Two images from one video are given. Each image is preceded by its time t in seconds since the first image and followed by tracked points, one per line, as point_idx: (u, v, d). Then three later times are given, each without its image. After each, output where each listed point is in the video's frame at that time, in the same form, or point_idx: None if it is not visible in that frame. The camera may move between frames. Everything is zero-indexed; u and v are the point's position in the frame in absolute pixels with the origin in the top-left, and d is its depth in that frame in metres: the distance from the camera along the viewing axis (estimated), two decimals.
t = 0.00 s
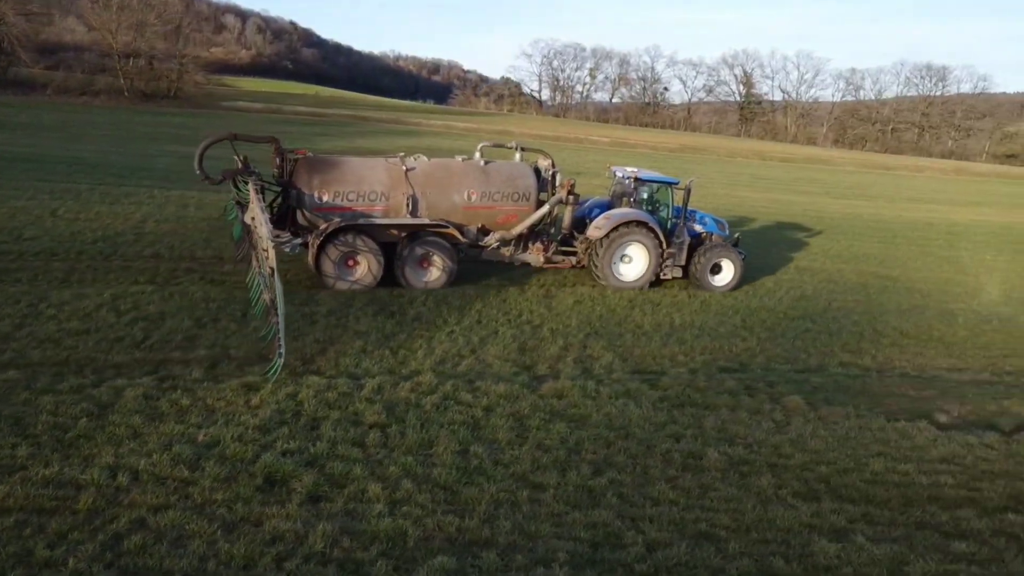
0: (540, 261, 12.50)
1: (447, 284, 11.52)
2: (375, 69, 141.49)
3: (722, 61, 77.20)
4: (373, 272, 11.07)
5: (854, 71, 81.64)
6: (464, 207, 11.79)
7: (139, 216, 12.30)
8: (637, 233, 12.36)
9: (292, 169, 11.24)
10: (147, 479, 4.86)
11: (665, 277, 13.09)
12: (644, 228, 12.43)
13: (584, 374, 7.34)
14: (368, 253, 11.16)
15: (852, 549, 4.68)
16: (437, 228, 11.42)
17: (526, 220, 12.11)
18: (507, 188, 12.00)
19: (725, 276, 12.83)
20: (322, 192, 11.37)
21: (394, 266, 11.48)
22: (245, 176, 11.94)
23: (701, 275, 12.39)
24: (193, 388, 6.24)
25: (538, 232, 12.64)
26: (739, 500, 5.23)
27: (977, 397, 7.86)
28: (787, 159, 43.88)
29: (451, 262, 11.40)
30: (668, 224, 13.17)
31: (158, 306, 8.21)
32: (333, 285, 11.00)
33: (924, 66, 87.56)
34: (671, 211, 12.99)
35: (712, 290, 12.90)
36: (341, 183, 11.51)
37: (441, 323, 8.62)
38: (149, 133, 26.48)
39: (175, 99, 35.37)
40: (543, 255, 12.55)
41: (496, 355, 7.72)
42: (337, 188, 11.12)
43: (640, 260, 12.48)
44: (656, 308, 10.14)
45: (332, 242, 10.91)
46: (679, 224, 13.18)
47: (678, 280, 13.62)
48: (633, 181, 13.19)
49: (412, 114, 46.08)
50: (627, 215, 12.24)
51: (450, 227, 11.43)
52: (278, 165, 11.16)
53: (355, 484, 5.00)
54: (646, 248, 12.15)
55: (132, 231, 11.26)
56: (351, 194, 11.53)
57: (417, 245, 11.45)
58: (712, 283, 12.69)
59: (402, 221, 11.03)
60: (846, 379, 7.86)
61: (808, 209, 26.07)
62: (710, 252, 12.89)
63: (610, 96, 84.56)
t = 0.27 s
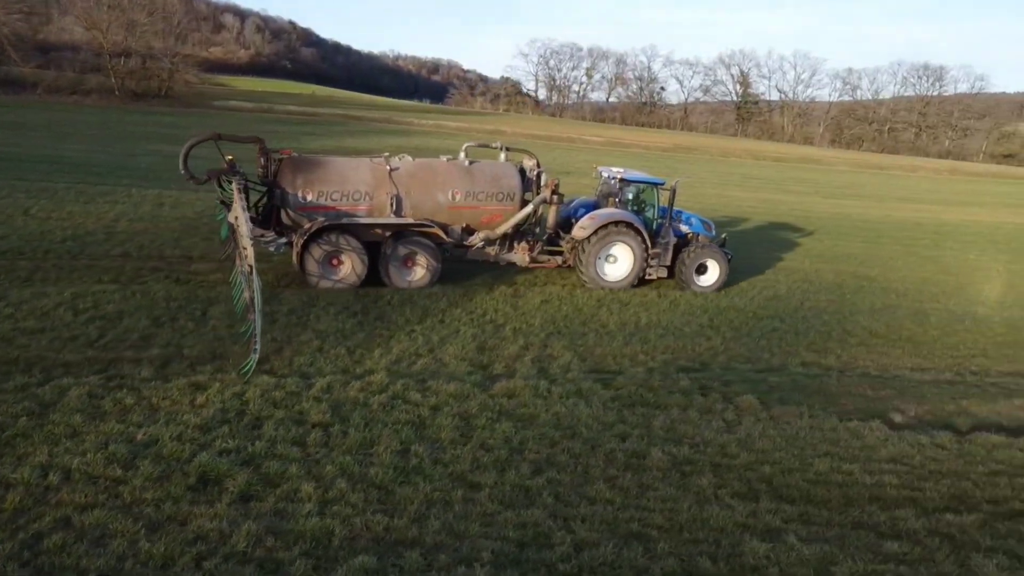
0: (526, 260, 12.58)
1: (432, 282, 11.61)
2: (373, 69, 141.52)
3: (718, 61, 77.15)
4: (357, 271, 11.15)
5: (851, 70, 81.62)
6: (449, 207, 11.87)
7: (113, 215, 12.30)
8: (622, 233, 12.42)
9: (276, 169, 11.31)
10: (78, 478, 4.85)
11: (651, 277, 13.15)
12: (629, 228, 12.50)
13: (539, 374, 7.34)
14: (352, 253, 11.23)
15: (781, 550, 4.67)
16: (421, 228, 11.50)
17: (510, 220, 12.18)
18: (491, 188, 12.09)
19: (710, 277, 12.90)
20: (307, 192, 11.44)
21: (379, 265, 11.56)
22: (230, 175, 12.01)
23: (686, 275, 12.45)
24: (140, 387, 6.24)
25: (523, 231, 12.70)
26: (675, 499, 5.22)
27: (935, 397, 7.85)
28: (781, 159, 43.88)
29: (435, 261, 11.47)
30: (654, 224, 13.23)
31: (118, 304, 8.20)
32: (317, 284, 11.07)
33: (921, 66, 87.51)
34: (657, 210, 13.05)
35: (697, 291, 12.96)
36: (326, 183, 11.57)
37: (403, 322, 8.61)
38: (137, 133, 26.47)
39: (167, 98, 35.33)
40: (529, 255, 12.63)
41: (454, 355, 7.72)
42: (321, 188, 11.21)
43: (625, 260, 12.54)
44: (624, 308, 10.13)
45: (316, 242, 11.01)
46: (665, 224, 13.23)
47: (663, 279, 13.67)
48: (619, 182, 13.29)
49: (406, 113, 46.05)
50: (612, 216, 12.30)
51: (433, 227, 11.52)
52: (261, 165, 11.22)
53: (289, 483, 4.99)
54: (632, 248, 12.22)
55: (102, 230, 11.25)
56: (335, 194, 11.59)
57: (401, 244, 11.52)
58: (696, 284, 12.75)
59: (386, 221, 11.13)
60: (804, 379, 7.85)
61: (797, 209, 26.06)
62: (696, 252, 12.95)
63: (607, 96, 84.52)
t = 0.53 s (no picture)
0: (512, 260, 12.60)
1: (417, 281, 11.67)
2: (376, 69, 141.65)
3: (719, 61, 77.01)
4: (341, 271, 11.22)
5: (853, 70, 81.39)
6: (434, 207, 11.89)
7: (88, 214, 12.33)
8: (608, 233, 12.45)
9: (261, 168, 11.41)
10: (6, 476, 4.86)
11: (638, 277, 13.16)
12: (614, 229, 12.54)
13: (492, 373, 7.33)
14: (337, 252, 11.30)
15: (705, 550, 4.66)
16: (405, 227, 11.57)
17: (495, 219, 12.18)
18: (476, 188, 12.09)
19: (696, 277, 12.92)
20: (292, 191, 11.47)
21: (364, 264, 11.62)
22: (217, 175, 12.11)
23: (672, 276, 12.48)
24: (85, 385, 6.25)
25: (510, 231, 12.70)
26: (607, 499, 5.21)
27: (893, 397, 7.83)
28: (778, 159, 43.79)
29: (419, 260, 11.53)
30: (641, 224, 13.23)
31: (78, 302, 8.22)
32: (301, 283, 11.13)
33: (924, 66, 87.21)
34: (644, 211, 13.06)
35: (684, 291, 12.99)
36: (311, 182, 11.60)
37: (363, 321, 8.62)
38: (129, 132, 26.52)
39: (162, 97, 35.36)
40: (515, 255, 12.64)
41: (410, 354, 7.72)
42: (306, 188, 11.31)
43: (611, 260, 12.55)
44: (591, 307, 10.12)
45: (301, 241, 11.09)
46: (652, 224, 13.24)
47: (650, 279, 13.70)
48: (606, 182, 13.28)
49: (403, 113, 46.08)
50: (597, 216, 12.34)
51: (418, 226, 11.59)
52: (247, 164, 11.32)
53: (218, 482, 4.99)
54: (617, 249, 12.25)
55: (75, 228, 11.28)
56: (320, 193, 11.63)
57: (385, 243, 11.58)
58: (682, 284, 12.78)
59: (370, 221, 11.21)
60: (761, 379, 7.83)
61: (789, 209, 26.00)
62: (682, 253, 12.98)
63: (607, 96, 84.42)
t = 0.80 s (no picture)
0: (495, 260, 12.58)
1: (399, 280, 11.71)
2: (378, 69, 141.79)
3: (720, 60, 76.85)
4: (322, 270, 11.25)
5: (854, 69, 81.17)
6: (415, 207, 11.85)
7: (60, 212, 12.35)
8: (590, 233, 12.42)
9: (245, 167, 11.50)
10: None
11: (621, 277, 13.13)
12: (597, 229, 12.51)
13: (439, 372, 7.33)
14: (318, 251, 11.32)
15: (620, 549, 4.66)
16: (387, 227, 11.59)
17: (477, 219, 12.13)
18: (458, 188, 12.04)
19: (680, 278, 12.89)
20: (273, 191, 11.48)
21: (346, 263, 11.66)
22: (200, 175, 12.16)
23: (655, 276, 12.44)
24: (24, 383, 6.26)
25: (493, 230, 12.70)
26: (532, 498, 5.20)
27: (846, 397, 7.81)
28: (775, 159, 43.67)
29: (401, 258, 11.56)
30: (624, 225, 13.21)
31: (34, 301, 8.24)
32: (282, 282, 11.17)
33: (927, 65, 86.83)
34: (627, 211, 13.04)
35: (667, 291, 12.96)
36: (292, 181, 11.58)
37: (320, 319, 8.63)
38: (120, 131, 26.57)
39: (157, 97, 35.40)
40: (499, 254, 12.63)
41: (361, 353, 7.72)
42: (287, 187, 11.36)
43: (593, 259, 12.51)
44: (555, 306, 10.11)
45: (282, 241, 11.14)
46: (635, 225, 13.22)
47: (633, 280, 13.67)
48: (589, 183, 13.23)
49: (399, 112, 46.08)
50: (580, 216, 12.31)
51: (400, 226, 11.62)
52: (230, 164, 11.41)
53: (140, 479, 5.00)
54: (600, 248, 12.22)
55: (44, 226, 11.30)
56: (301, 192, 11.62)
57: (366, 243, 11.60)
58: (666, 284, 12.74)
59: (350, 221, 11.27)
60: (713, 379, 7.82)
61: (780, 209, 25.93)
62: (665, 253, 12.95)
63: (608, 95, 84.29)
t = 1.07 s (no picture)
0: (476, 259, 12.52)
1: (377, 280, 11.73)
2: (381, 68, 141.96)
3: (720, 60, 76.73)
4: (300, 270, 11.26)
5: (856, 69, 80.94)
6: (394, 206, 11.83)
7: (31, 210, 12.41)
8: (570, 233, 12.39)
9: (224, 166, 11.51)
10: None
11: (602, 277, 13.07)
12: (577, 229, 12.47)
13: (382, 371, 7.35)
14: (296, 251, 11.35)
15: (528, 547, 4.66)
16: (365, 226, 11.60)
17: (456, 219, 12.10)
18: (437, 188, 12.02)
19: (660, 278, 12.85)
20: (251, 191, 11.43)
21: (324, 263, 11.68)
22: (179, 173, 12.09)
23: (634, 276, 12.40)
24: None
25: (473, 229, 12.66)
26: (449, 497, 5.21)
27: (793, 396, 7.79)
28: (771, 159, 43.59)
29: (379, 258, 11.58)
30: (605, 225, 13.17)
31: None
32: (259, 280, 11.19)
33: (928, 65, 86.66)
34: (608, 211, 13.00)
35: (647, 292, 12.91)
36: (271, 181, 11.53)
37: (274, 317, 8.65)
38: (110, 130, 26.66)
39: (151, 96, 35.50)
40: (479, 253, 12.57)
41: (308, 351, 7.74)
42: (265, 186, 11.36)
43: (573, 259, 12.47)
44: (515, 305, 10.12)
45: (260, 240, 11.17)
46: (615, 224, 13.19)
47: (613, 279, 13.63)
48: (568, 182, 13.14)
49: (395, 111, 46.14)
50: (559, 216, 12.28)
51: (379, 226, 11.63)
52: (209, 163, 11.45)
53: (56, 476, 5.02)
54: (578, 249, 12.20)
55: (12, 225, 11.35)
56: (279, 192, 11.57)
57: (345, 242, 11.60)
58: (646, 284, 12.70)
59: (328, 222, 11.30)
60: (661, 378, 7.82)
61: (770, 208, 25.86)
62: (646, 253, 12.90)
63: (608, 95, 84.24)
